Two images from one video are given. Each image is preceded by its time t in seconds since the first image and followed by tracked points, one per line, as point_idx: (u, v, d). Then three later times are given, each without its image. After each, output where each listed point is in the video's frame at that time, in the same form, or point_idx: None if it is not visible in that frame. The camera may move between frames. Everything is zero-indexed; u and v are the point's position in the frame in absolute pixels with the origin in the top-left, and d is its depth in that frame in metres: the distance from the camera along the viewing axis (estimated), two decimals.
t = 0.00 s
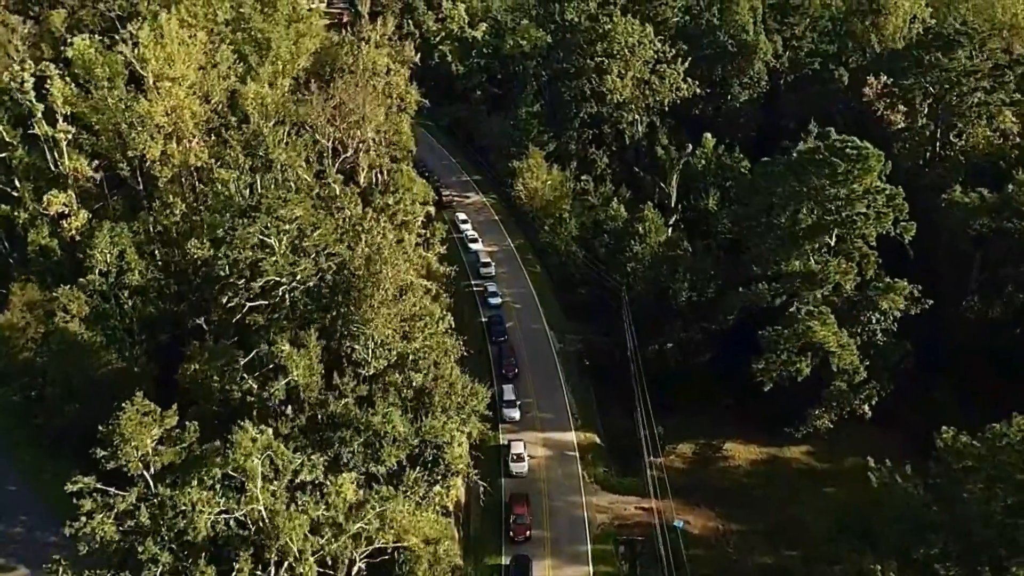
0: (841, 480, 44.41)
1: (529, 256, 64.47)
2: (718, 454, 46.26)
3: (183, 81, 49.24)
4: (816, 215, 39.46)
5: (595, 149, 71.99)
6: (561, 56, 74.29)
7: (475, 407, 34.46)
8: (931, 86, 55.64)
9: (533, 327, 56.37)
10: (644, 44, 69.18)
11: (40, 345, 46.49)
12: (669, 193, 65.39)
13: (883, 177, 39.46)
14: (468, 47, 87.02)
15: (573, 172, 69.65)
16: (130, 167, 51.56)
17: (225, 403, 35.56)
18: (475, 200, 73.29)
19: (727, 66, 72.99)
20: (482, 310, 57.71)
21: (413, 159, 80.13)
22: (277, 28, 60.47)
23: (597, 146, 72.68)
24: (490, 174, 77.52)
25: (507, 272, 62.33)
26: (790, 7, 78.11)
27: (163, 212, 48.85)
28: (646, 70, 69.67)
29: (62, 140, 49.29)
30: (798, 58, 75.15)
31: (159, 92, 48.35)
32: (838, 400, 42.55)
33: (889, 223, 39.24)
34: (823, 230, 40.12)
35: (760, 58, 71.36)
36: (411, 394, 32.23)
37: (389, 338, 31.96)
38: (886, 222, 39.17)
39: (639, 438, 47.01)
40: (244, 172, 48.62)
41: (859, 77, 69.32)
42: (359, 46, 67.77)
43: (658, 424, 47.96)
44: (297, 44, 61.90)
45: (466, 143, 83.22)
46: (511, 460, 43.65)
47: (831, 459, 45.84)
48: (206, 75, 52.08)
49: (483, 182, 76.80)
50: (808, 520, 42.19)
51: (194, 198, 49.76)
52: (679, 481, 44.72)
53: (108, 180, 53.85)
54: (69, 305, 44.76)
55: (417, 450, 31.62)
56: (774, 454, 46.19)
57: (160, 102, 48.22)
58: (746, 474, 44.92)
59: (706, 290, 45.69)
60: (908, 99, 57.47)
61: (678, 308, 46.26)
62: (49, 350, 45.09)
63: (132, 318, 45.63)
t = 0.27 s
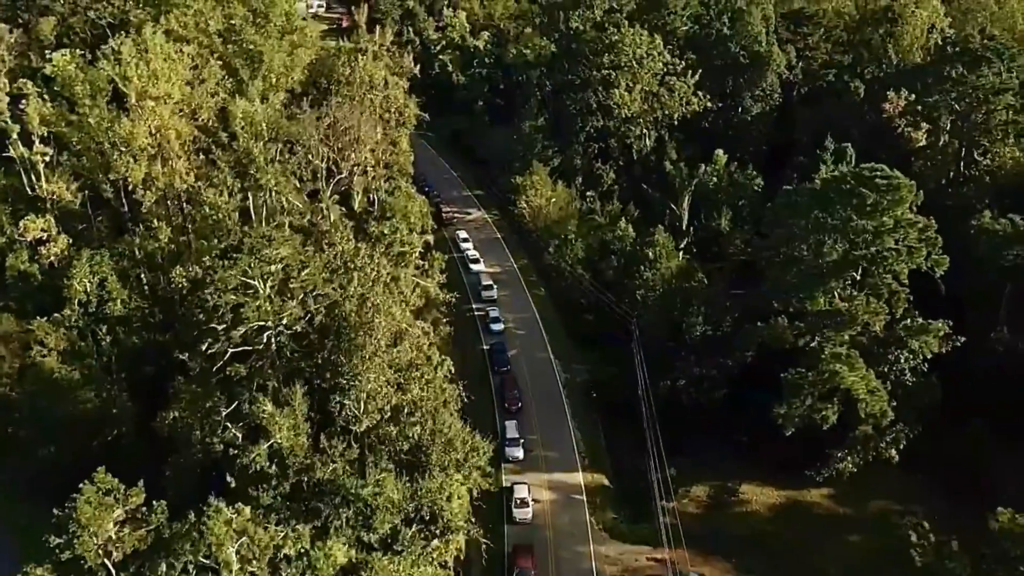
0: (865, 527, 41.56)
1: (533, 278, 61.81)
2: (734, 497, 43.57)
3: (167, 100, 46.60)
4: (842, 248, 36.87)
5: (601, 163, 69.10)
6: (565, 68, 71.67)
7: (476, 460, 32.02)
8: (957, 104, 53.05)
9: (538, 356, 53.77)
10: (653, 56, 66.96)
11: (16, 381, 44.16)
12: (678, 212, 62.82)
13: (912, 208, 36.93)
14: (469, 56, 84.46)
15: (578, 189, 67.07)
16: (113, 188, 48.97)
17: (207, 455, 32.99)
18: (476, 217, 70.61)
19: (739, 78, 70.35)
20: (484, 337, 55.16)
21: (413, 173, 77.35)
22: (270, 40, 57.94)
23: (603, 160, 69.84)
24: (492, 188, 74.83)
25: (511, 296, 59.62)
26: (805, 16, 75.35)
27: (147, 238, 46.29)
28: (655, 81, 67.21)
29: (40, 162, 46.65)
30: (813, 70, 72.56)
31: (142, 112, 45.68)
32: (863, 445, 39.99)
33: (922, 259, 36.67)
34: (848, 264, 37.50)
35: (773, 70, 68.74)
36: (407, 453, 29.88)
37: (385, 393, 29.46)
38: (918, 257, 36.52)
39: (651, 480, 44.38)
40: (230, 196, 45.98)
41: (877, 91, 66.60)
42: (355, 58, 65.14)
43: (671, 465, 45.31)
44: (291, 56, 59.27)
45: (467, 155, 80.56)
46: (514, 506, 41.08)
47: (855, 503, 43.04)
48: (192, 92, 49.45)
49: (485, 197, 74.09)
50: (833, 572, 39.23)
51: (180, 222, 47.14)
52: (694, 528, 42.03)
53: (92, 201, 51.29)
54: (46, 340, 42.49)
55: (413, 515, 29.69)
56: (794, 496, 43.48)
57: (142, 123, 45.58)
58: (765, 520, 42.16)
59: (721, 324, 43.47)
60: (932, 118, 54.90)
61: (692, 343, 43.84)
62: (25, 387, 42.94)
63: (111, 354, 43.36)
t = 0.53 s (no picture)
0: (881, 556, 39.99)
1: (535, 291, 60.32)
2: (744, 525, 41.95)
3: (157, 113, 45.23)
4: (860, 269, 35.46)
5: (605, 172, 67.61)
6: (568, 74, 70.22)
7: (477, 494, 30.55)
8: (973, 114, 51.55)
9: (540, 374, 52.24)
10: (658, 63, 65.47)
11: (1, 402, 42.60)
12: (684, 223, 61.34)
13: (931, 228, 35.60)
14: (470, 62, 82.36)
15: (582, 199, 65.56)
16: (103, 202, 47.50)
17: (194, 490, 31.53)
18: (477, 226, 69.15)
19: (746, 85, 68.84)
20: (484, 354, 53.63)
21: (412, 181, 75.86)
22: (265, 48, 56.61)
23: (607, 169, 68.39)
24: (493, 197, 73.36)
25: (512, 310, 58.18)
26: (813, 22, 73.84)
27: (137, 254, 44.82)
28: (660, 89, 65.72)
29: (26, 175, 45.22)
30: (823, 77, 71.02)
31: (130, 125, 44.28)
32: (878, 473, 38.50)
33: (944, 281, 35.22)
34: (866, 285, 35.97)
35: (781, 77, 67.22)
36: (405, 487, 28.73)
37: (379, 427, 28.38)
38: (938, 279, 35.16)
39: (658, 506, 42.78)
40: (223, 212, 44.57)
41: (888, 99, 65.13)
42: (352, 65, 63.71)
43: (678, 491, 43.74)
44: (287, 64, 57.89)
45: (468, 163, 79.08)
46: (516, 534, 39.46)
47: (869, 531, 41.46)
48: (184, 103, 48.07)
49: (486, 207, 72.60)
50: None
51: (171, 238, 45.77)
52: (703, 557, 40.42)
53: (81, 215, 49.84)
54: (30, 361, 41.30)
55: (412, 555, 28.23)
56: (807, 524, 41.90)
57: (130, 136, 44.22)
58: (776, 550, 40.51)
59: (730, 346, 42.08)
60: (947, 128, 53.43)
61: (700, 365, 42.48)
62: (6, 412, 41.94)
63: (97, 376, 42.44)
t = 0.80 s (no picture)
0: None
1: (537, 305, 58.82)
2: (754, 556, 40.31)
3: (146, 125, 43.83)
4: (881, 295, 34.33)
5: (609, 181, 66.12)
6: (571, 81, 68.76)
7: (478, 534, 29.07)
8: (991, 126, 50.20)
9: (543, 393, 50.70)
10: (664, 71, 63.95)
11: None
12: (691, 236, 59.87)
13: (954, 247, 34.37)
14: (471, 67, 80.90)
15: (585, 210, 64.10)
16: (91, 216, 46.03)
17: (181, 527, 30.12)
18: (478, 237, 67.72)
19: (753, 93, 67.34)
20: (486, 372, 52.11)
21: (412, 190, 74.42)
22: (260, 56, 55.11)
23: (611, 179, 66.89)
24: (495, 207, 71.88)
25: (514, 325, 56.65)
26: (822, 27, 72.30)
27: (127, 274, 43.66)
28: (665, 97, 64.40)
29: (11, 189, 43.83)
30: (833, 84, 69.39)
31: (119, 138, 42.87)
32: (896, 503, 37.03)
33: (967, 306, 34.31)
34: (885, 308, 34.92)
35: (790, 85, 65.69)
36: (400, 531, 27.28)
37: (378, 466, 27.02)
38: (961, 304, 34.07)
39: (665, 535, 41.21)
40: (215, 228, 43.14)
41: (899, 107, 63.71)
42: (350, 73, 62.31)
43: (687, 519, 42.17)
44: (284, 73, 56.43)
45: (469, 171, 77.50)
46: (518, 565, 37.94)
47: (884, 562, 39.82)
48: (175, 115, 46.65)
49: (488, 217, 71.15)
50: None
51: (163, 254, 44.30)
52: None
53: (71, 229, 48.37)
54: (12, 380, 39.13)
55: None
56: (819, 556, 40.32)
57: (119, 150, 42.82)
58: None
59: (742, 370, 40.59)
60: (963, 139, 51.98)
61: (710, 389, 41.01)
62: None
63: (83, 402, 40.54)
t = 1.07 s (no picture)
0: None
1: (540, 319, 57.39)
2: None
3: (136, 139, 42.40)
4: (900, 317, 34.17)
5: (614, 192, 64.66)
6: (575, 89, 67.33)
7: None
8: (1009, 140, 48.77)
9: (547, 415, 49.23)
10: (671, 79, 62.31)
11: None
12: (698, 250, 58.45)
13: (978, 276, 34.50)
14: (473, 74, 78.03)
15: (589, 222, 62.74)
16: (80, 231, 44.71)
17: (166, 567, 28.82)
18: (479, 248, 66.35)
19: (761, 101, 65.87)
20: (488, 391, 50.69)
21: (412, 200, 72.91)
22: (256, 64, 53.65)
23: (616, 188, 65.36)
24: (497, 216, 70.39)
25: (516, 340, 55.12)
26: (832, 33, 70.72)
27: (115, 291, 42.57)
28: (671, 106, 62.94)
29: None
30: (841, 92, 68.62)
31: (108, 153, 41.37)
32: (913, 537, 35.59)
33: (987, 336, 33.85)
34: (904, 334, 34.65)
35: (799, 93, 64.17)
36: None
37: (373, 514, 25.54)
38: (982, 335, 33.71)
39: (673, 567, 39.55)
40: (207, 246, 41.75)
41: (911, 118, 62.32)
42: (349, 82, 60.91)
43: (696, 550, 40.52)
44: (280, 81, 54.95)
45: (470, 179, 76.10)
46: None
47: None
48: (166, 127, 45.25)
49: (489, 227, 69.67)
50: None
51: (154, 272, 42.94)
52: None
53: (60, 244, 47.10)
54: None
55: None
56: None
57: (108, 165, 41.33)
58: None
59: (754, 396, 39.15)
60: (979, 153, 50.55)
61: (721, 416, 39.55)
62: None
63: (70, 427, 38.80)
